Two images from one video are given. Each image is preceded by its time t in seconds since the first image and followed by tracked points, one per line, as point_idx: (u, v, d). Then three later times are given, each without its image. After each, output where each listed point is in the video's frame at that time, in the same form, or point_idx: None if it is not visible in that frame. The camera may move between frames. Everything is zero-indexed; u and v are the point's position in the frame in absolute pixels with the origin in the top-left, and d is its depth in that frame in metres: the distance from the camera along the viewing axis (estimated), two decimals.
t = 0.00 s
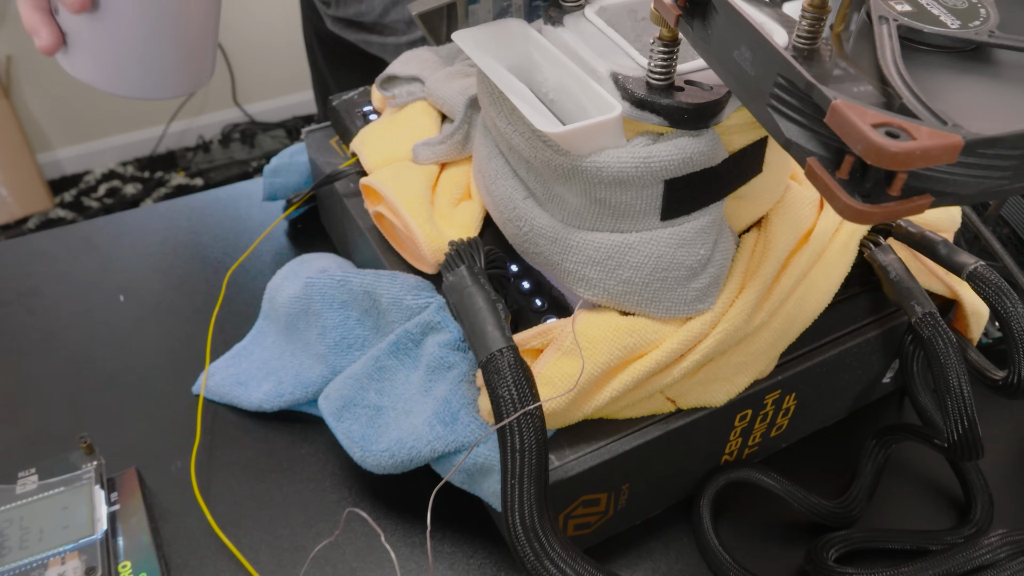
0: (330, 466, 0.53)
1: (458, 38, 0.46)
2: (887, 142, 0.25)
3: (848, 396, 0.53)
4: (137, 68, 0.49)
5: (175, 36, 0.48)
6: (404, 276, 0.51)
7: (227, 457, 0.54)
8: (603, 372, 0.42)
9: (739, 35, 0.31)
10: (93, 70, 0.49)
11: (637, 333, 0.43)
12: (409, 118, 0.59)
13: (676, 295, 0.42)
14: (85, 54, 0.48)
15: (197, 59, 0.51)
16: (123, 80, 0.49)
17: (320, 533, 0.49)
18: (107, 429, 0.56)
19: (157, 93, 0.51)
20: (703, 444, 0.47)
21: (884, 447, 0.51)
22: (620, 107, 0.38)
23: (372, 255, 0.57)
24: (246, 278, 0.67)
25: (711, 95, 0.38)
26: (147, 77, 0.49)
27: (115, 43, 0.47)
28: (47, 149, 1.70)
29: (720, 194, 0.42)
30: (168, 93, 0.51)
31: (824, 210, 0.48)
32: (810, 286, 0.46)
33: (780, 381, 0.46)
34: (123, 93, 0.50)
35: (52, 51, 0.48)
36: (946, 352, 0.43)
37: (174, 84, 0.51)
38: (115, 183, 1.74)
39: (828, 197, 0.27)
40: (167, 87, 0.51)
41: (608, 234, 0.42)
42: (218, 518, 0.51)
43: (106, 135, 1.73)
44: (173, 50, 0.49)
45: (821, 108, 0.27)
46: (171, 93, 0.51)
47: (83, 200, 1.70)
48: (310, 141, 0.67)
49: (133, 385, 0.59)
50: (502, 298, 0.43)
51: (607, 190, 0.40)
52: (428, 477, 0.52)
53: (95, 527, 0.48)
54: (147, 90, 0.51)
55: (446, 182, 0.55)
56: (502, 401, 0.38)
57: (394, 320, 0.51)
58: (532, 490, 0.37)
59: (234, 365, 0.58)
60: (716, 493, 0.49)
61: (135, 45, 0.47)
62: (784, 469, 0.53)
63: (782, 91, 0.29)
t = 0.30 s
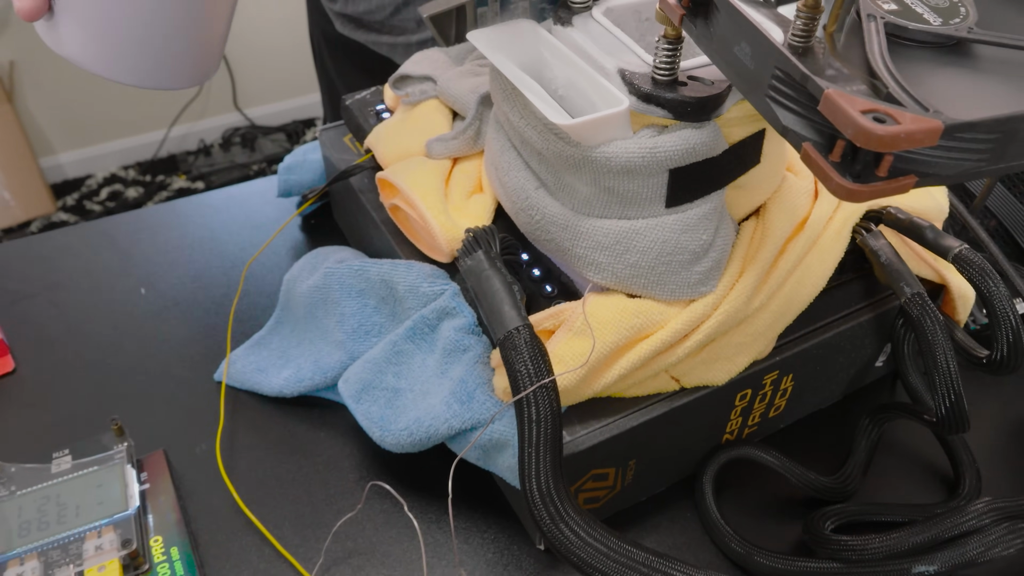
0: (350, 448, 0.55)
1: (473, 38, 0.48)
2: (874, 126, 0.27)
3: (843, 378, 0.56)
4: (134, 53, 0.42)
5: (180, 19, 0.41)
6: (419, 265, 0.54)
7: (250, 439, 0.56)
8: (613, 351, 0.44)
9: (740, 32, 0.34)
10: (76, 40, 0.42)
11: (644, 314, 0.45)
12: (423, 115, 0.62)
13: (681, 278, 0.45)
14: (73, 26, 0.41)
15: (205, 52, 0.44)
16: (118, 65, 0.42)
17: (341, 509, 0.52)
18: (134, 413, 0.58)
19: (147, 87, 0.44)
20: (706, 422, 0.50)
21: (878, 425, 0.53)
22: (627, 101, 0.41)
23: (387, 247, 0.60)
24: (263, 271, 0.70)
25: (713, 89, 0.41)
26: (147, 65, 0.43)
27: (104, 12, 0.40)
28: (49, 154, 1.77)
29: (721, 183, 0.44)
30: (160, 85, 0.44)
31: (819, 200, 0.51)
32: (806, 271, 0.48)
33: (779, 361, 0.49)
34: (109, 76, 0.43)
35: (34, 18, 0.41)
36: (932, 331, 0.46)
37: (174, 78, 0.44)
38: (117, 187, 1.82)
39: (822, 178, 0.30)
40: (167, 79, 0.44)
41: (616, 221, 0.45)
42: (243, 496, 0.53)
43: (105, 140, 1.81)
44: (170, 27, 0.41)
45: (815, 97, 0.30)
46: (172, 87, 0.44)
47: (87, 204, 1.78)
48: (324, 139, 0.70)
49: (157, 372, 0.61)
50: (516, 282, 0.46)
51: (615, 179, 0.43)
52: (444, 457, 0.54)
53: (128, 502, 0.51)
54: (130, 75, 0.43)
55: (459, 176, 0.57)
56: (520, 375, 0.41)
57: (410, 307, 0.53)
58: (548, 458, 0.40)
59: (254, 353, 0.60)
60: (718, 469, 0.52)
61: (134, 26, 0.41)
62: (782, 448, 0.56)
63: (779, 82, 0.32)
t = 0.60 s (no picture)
0: (356, 443, 0.57)
1: (475, 46, 0.51)
2: (849, 125, 0.30)
3: (831, 373, 0.58)
4: (185, 51, 0.44)
5: (235, 23, 0.43)
6: (422, 265, 0.56)
7: (259, 435, 0.58)
8: (609, 344, 0.46)
9: (727, 40, 0.36)
10: (127, 36, 0.43)
11: (639, 309, 0.47)
12: (425, 121, 0.64)
13: (674, 275, 0.47)
14: (127, 23, 0.43)
15: (250, 55, 0.46)
16: (168, 62, 0.44)
17: (348, 501, 0.53)
18: (146, 410, 0.60)
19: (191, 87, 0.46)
20: (700, 414, 0.52)
21: (865, 418, 0.55)
22: (622, 105, 0.43)
23: (392, 249, 0.62)
24: (269, 273, 0.72)
25: (703, 94, 0.44)
26: (196, 64, 0.44)
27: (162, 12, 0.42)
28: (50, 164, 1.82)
29: (711, 184, 0.47)
30: (205, 84, 0.46)
31: (806, 200, 0.53)
32: (794, 268, 0.50)
33: (769, 355, 0.51)
34: (157, 74, 0.45)
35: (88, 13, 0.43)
36: (913, 324, 0.48)
37: (216, 78, 0.46)
38: (117, 197, 1.88)
39: (803, 175, 0.32)
40: (208, 78, 0.46)
41: (612, 220, 0.47)
42: (253, 489, 0.55)
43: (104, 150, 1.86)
44: (224, 29, 0.43)
45: (796, 100, 0.32)
46: (212, 85, 0.46)
47: (87, 213, 1.83)
48: (329, 145, 0.72)
49: (167, 371, 0.63)
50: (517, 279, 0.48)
51: (611, 180, 0.45)
52: (448, 451, 0.56)
53: (143, 494, 0.53)
54: (177, 74, 0.45)
55: (461, 179, 0.60)
56: (521, 365, 0.43)
57: (414, 305, 0.55)
58: (548, 446, 0.42)
59: (262, 351, 0.62)
60: (711, 461, 0.53)
61: (190, 26, 0.42)
62: (773, 442, 0.57)
63: (764, 86, 0.34)
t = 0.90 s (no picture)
0: (349, 453, 0.59)
1: (461, 70, 0.53)
2: (805, 151, 0.32)
3: (809, 384, 0.60)
4: (190, 74, 0.42)
5: (250, 57, 0.42)
6: (412, 281, 0.58)
7: (253, 446, 0.59)
8: (590, 357, 0.48)
9: (696, 69, 0.38)
10: (134, 40, 0.41)
11: (619, 323, 0.49)
12: (416, 141, 0.66)
13: (652, 289, 0.49)
14: (138, 30, 0.41)
15: (249, 84, 0.45)
16: (170, 77, 0.43)
17: (340, 510, 0.55)
18: (143, 422, 0.62)
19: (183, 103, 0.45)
20: (680, 423, 0.53)
21: (840, 427, 0.57)
22: (599, 128, 0.46)
23: (383, 264, 0.64)
24: (265, 288, 0.73)
25: (677, 117, 0.46)
26: (197, 85, 0.43)
27: (179, 32, 0.40)
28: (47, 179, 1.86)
29: (687, 203, 0.49)
30: (200, 104, 0.45)
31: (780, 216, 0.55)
32: (768, 282, 0.52)
33: (746, 366, 0.53)
34: (155, 85, 0.43)
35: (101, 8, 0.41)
36: (881, 336, 0.50)
37: (209, 101, 0.45)
38: (114, 212, 1.91)
39: (766, 196, 0.34)
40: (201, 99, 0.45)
41: (592, 237, 0.49)
42: (248, 499, 0.56)
43: (101, 165, 1.91)
44: (236, 60, 0.42)
45: (757, 126, 0.34)
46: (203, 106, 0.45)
47: (83, 228, 1.86)
48: (323, 164, 0.75)
49: (164, 384, 0.65)
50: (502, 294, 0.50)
51: (591, 199, 0.47)
52: (437, 461, 0.58)
53: (140, 503, 0.54)
54: (175, 90, 0.44)
55: (450, 198, 0.62)
56: (505, 377, 0.45)
57: (404, 320, 0.57)
58: (530, 454, 0.44)
59: (256, 365, 0.63)
60: (692, 469, 0.55)
61: (202, 51, 0.41)
62: (753, 451, 0.59)
63: (729, 112, 0.36)
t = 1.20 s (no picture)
0: (345, 470, 0.60)
1: (453, 99, 0.55)
2: (775, 179, 0.34)
3: (793, 401, 0.62)
4: (206, 103, 0.40)
5: (278, 101, 0.41)
6: (406, 302, 0.60)
7: (252, 463, 0.61)
8: (578, 374, 0.50)
9: (675, 101, 0.40)
10: (161, 53, 0.39)
11: (606, 341, 0.51)
12: (410, 166, 0.68)
13: (638, 309, 0.51)
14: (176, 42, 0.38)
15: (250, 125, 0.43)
16: (185, 96, 0.40)
17: (336, 525, 0.56)
18: (144, 440, 0.63)
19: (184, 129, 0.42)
20: (667, 439, 0.55)
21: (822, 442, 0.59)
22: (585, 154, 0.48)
23: (379, 285, 0.65)
24: (263, 308, 0.75)
25: (660, 144, 0.48)
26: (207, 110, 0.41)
27: (220, 57, 0.38)
28: (45, 200, 1.90)
29: (670, 226, 0.51)
30: (198, 132, 0.42)
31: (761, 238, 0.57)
32: (750, 301, 0.54)
33: (730, 383, 0.54)
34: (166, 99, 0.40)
35: (139, 11, 0.38)
36: (857, 353, 0.52)
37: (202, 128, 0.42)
38: (111, 232, 1.93)
39: (741, 221, 0.36)
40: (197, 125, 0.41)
41: (579, 259, 0.51)
42: (246, 515, 0.57)
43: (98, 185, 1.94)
44: (265, 98, 0.41)
45: (731, 155, 0.36)
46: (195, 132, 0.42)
47: (80, 248, 1.88)
48: (320, 187, 0.77)
49: (165, 402, 0.66)
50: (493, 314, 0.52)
51: (578, 223, 0.49)
52: (431, 477, 0.59)
53: (141, 519, 0.55)
54: (185, 116, 0.41)
55: (443, 220, 0.63)
56: (496, 394, 0.46)
57: (398, 339, 0.59)
58: (519, 469, 0.45)
59: (255, 384, 0.65)
60: (679, 484, 0.57)
61: (234, 82, 0.39)
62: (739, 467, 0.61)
63: (705, 142, 0.38)
